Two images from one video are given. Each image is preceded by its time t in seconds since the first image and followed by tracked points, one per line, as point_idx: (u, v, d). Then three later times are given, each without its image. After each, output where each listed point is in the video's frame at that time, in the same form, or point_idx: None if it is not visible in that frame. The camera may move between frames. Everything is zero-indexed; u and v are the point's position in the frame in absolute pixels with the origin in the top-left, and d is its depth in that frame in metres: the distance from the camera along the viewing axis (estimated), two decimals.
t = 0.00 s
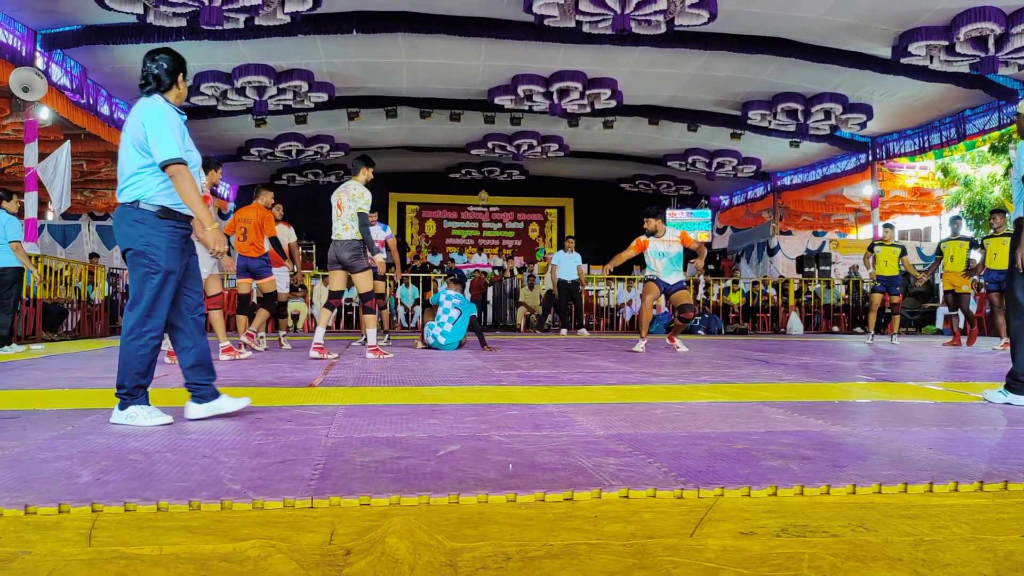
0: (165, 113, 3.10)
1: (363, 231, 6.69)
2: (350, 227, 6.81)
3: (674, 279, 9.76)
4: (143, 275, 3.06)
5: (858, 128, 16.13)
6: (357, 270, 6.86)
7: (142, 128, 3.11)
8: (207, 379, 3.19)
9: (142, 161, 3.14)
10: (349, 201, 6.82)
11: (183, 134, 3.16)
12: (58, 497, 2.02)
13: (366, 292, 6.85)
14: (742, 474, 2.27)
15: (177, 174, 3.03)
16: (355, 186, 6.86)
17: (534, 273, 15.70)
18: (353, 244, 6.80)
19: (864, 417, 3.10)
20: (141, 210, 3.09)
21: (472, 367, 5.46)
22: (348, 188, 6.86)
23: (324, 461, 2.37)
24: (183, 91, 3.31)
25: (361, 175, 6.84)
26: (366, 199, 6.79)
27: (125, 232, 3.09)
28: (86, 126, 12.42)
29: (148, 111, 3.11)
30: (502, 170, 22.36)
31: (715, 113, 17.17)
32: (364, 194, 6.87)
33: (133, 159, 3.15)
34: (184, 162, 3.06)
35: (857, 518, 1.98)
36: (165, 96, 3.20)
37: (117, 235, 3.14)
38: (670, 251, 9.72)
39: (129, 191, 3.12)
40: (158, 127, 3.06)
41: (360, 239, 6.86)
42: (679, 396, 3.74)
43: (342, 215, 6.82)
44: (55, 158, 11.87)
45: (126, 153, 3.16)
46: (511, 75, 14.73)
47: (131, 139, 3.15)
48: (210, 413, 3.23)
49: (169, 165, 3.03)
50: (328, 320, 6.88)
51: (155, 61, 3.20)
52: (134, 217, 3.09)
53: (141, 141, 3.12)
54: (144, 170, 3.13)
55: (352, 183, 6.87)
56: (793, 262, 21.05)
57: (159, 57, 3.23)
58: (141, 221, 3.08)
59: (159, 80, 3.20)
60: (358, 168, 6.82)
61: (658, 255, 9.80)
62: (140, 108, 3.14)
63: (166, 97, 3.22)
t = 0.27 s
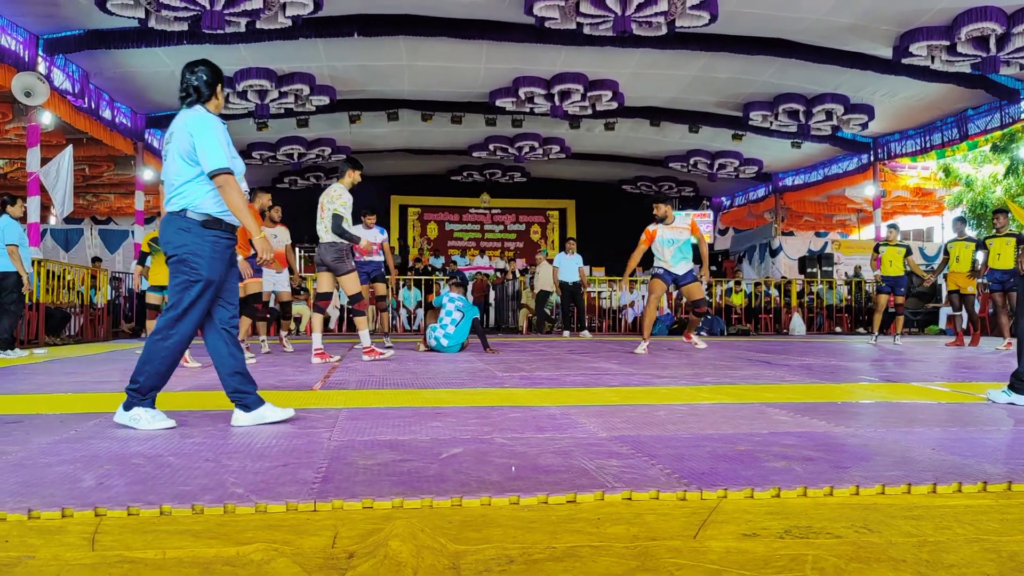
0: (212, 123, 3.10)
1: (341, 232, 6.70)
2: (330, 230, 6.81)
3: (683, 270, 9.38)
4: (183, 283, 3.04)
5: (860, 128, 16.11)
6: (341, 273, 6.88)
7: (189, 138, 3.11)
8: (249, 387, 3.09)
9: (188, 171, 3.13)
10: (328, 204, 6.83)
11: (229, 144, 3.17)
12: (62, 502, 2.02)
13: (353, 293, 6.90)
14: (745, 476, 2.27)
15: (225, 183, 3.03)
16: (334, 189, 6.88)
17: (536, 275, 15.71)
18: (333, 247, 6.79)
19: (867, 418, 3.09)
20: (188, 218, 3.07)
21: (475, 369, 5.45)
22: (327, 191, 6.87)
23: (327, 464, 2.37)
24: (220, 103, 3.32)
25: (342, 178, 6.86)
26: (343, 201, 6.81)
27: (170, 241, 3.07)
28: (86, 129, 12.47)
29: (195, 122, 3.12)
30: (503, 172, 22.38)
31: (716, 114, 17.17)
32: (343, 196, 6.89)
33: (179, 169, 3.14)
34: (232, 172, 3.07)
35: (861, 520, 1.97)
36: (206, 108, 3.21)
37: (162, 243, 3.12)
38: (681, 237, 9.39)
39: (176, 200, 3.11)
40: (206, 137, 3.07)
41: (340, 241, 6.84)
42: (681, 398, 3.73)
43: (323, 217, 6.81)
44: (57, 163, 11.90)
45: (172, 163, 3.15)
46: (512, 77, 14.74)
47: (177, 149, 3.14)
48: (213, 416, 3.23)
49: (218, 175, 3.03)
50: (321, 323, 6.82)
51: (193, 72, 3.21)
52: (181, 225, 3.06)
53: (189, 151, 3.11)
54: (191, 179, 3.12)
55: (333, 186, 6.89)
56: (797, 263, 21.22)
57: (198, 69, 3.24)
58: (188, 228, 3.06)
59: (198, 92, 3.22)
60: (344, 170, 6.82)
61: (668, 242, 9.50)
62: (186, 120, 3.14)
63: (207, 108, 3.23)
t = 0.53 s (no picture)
0: (251, 124, 3.11)
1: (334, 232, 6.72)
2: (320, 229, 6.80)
3: (711, 267, 9.21)
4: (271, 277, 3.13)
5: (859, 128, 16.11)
6: (330, 272, 6.90)
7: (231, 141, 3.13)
8: (255, 388, 3.11)
9: (232, 173, 3.16)
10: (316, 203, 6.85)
11: (268, 145, 3.18)
12: (61, 504, 2.02)
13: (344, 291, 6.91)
14: (746, 475, 2.27)
15: (253, 182, 3.02)
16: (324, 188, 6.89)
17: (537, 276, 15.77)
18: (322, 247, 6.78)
19: (867, 417, 3.10)
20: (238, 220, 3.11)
21: (475, 369, 5.45)
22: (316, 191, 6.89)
23: (327, 465, 2.37)
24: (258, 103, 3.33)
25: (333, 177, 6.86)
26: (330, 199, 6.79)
27: (225, 242, 3.11)
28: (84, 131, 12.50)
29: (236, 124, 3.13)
30: (503, 173, 22.39)
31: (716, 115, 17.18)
32: (332, 195, 6.89)
33: (223, 172, 3.17)
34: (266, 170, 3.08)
35: (861, 519, 1.97)
36: (246, 111, 3.22)
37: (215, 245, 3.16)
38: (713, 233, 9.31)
39: (224, 203, 3.14)
40: (246, 139, 3.08)
41: (329, 242, 6.84)
42: (681, 398, 3.73)
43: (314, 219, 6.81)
44: (57, 165, 11.90)
45: (216, 166, 3.18)
46: (511, 78, 14.75)
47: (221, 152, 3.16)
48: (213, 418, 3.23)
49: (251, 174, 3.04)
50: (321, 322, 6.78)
51: (232, 75, 3.23)
52: (231, 226, 3.11)
53: (231, 154, 3.14)
54: (236, 181, 3.14)
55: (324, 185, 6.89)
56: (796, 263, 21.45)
57: (237, 72, 3.26)
58: (240, 230, 3.11)
59: (237, 95, 3.24)
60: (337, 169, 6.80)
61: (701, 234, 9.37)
62: (228, 123, 3.16)
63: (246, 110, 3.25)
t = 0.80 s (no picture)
0: (298, 124, 3.14)
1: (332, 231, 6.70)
2: (320, 228, 6.74)
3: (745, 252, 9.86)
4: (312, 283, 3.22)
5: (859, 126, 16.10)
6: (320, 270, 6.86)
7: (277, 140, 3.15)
8: (260, 386, 3.09)
9: (274, 172, 3.17)
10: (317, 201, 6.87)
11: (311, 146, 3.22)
12: (62, 501, 2.02)
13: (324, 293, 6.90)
14: (746, 474, 2.27)
15: (297, 181, 3.05)
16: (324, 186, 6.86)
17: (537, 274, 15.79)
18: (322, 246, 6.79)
19: (867, 415, 3.10)
20: (281, 218, 3.12)
21: (475, 368, 5.46)
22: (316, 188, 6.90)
23: (327, 463, 2.37)
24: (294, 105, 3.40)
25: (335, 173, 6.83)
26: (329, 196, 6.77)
27: (266, 239, 3.11)
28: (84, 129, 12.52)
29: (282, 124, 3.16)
30: (503, 171, 22.38)
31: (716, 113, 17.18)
32: (331, 192, 6.87)
33: (264, 168, 3.17)
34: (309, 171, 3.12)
35: (861, 517, 1.97)
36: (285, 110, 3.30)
37: (251, 241, 3.14)
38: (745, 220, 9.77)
39: (266, 200, 3.15)
40: (294, 139, 3.11)
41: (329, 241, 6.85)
42: (681, 396, 3.73)
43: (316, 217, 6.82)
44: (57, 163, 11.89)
45: (257, 163, 3.18)
46: (511, 76, 14.74)
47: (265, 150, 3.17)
48: (213, 415, 3.23)
49: (295, 172, 3.06)
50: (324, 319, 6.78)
51: (269, 75, 3.29)
52: (274, 224, 3.11)
53: (277, 152, 3.16)
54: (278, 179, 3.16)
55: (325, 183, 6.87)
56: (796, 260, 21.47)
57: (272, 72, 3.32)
58: (283, 228, 3.12)
59: (275, 94, 3.31)
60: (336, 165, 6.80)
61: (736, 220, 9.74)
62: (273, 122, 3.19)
63: (284, 110, 3.31)
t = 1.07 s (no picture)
0: (344, 124, 3.20)
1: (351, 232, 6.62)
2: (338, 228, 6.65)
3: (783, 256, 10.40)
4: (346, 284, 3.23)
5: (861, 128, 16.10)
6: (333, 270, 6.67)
7: (326, 141, 3.19)
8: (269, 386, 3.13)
9: (322, 172, 3.19)
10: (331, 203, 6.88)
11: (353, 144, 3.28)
12: (62, 501, 2.02)
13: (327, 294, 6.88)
14: (746, 475, 2.27)
15: (351, 181, 3.11)
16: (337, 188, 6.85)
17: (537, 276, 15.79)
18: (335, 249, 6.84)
19: (868, 417, 3.10)
20: (329, 218, 3.16)
21: (475, 369, 5.45)
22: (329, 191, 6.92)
23: (328, 463, 2.37)
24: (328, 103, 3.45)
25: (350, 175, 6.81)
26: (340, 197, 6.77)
27: (314, 238, 3.13)
28: (85, 129, 12.55)
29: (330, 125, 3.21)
30: (503, 172, 22.39)
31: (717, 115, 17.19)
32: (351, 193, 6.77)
33: (311, 169, 3.19)
34: (360, 173, 3.18)
35: (860, 519, 1.97)
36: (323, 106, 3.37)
37: (298, 239, 3.16)
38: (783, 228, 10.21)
39: (314, 200, 3.18)
40: (343, 140, 3.17)
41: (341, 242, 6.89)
42: (682, 397, 3.73)
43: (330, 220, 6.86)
44: (58, 162, 11.90)
45: (304, 163, 3.20)
46: (513, 77, 14.75)
47: (312, 150, 3.20)
48: (214, 415, 3.23)
49: (348, 173, 3.12)
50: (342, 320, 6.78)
51: (305, 72, 3.32)
52: (322, 223, 3.15)
53: (323, 154, 3.19)
54: (326, 178, 3.20)
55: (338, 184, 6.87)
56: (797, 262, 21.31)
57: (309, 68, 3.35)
58: (331, 226, 3.16)
59: (313, 91, 3.35)
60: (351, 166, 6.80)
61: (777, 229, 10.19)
62: (318, 122, 3.22)
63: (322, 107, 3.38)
